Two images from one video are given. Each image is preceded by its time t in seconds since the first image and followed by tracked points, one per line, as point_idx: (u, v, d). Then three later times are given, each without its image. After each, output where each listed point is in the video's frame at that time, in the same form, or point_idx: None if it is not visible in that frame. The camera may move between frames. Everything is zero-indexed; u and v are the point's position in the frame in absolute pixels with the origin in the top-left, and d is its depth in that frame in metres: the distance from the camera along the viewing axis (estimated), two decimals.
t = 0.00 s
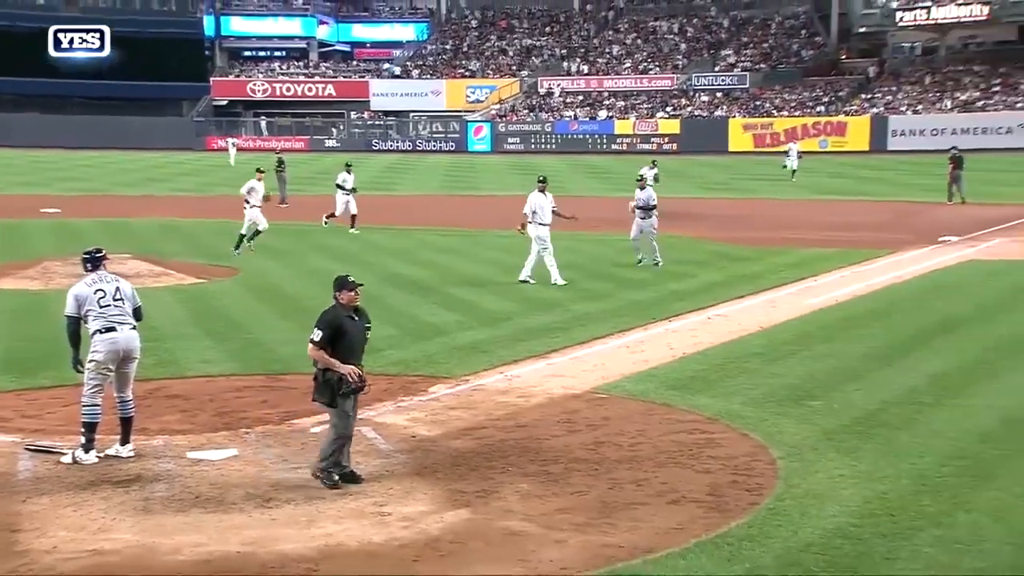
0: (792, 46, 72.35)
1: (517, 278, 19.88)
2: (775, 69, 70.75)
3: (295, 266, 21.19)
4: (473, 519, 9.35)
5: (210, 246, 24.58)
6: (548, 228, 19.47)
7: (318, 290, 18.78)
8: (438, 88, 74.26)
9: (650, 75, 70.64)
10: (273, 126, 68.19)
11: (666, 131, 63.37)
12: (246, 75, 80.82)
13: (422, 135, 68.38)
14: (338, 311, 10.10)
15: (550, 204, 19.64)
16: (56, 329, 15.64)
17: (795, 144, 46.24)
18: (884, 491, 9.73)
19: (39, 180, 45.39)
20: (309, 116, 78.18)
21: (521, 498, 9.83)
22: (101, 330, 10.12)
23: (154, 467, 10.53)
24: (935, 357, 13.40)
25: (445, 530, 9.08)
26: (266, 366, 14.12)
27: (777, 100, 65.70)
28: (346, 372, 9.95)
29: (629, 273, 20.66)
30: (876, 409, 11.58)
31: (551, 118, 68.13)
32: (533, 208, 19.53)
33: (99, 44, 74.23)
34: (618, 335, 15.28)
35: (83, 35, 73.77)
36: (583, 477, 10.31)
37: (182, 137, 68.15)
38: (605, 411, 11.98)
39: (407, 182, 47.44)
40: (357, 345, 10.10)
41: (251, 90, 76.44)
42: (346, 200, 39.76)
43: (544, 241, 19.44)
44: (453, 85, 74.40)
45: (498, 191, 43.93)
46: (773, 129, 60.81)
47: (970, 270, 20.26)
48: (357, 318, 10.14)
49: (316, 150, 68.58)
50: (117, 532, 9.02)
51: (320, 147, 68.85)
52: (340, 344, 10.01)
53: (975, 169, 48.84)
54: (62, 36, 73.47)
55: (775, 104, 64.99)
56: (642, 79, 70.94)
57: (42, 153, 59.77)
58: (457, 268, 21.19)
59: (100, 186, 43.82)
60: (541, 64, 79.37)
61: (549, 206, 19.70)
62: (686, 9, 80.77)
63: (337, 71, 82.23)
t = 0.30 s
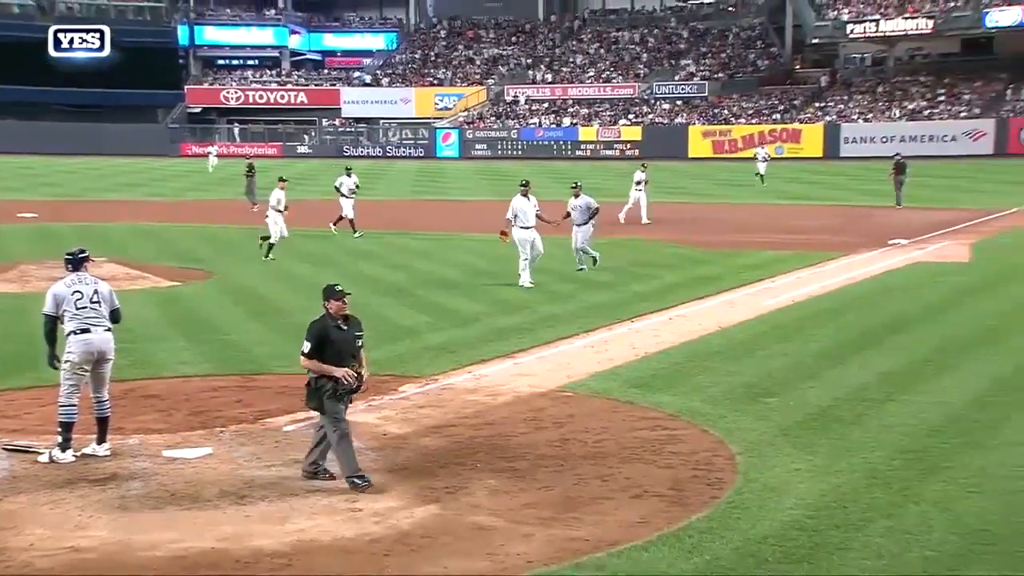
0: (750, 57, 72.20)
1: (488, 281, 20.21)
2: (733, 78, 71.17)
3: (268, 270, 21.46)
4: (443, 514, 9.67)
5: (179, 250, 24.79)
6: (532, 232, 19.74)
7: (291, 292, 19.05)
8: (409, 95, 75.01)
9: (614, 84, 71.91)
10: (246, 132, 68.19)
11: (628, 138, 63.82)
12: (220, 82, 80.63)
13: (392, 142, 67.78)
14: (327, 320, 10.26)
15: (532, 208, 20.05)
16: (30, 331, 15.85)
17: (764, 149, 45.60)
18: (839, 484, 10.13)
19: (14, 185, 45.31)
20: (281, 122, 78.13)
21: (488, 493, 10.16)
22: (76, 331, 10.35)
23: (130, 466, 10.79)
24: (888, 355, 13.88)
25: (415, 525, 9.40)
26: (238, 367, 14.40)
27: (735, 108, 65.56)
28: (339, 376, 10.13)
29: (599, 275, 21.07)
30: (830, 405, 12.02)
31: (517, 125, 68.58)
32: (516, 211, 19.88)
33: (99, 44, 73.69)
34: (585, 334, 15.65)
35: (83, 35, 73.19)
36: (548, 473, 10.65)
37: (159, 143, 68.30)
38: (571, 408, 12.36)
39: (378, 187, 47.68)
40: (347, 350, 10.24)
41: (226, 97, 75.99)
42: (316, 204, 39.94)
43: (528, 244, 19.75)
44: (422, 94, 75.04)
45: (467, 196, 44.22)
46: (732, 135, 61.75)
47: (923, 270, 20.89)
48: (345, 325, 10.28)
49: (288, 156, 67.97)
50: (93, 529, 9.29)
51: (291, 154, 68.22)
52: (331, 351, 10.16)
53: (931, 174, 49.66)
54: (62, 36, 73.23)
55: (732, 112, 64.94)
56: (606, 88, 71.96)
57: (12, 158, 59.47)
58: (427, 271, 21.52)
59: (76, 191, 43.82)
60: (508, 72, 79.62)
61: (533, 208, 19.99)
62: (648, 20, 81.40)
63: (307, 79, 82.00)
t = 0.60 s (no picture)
0: (732, 64, 73.30)
1: (481, 283, 20.53)
2: (717, 85, 71.43)
3: (264, 271, 21.76)
4: (435, 509, 9.97)
5: (173, 252, 25.06)
6: (538, 236, 19.98)
7: (286, 293, 19.35)
8: (404, 102, 75.56)
9: (603, 90, 71.97)
10: (245, 137, 68.42)
11: (616, 142, 63.96)
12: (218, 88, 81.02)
13: (387, 146, 68.41)
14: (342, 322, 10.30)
15: (539, 213, 20.10)
16: (30, 331, 16.13)
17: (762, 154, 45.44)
18: (819, 479, 10.46)
19: (10, 188, 45.59)
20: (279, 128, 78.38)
21: (480, 489, 10.45)
22: (77, 331, 10.64)
23: (130, 462, 11.08)
24: (871, 353, 14.22)
25: (408, 520, 9.70)
26: (235, 366, 14.70)
27: (720, 114, 65.85)
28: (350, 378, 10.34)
29: (590, 276, 21.40)
30: (813, 403, 12.35)
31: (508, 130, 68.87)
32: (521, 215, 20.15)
33: (98, 44, 72.38)
34: (576, 334, 15.96)
35: (83, 35, 71.85)
36: (538, 469, 10.95)
37: (159, 147, 69.09)
38: (561, 406, 12.68)
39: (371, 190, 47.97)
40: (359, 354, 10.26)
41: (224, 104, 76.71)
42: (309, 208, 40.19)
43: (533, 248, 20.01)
44: (416, 100, 75.63)
45: (459, 199, 44.49)
46: (716, 140, 61.55)
47: (907, 271, 21.28)
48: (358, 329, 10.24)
49: (286, 161, 68.79)
50: (96, 523, 9.58)
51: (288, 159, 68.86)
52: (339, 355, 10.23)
53: (916, 179, 50.10)
54: (62, 36, 71.76)
55: (717, 118, 65.40)
56: (594, 94, 72.13)
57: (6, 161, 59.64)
58: (420, 272, 21.82)
59: (76, 194, 44.11)
60: (499, 79, 79.88)
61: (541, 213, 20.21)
62: (636, 28, 81.87)
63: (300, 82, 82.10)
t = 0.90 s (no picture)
0: (797, 52, 72.54)
1: (530, 280, 20.15)
2: (779, 74, 70.71)
3: (309, 266, 21.58)
4: (486, 512, 9.61)
5: (218, 247, 24.99)
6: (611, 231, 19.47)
7: (332, 289, 19.12)
8: (454, 92, 74.83)
9: (661, 81, 71.68)
10: (291, 129, 68.48)
11: (675, 134, 63.67)
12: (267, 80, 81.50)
13: (436, 138, 68.20)
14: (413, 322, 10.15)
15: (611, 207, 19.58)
16: (75, 327, 16.05)
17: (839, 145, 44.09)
18: (886, 486, 9.97)
19: (51, 181, 46.05)
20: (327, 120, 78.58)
21: (531, 493, 10.08)
22: (121, 326, 10.44)
23: (175, 461, 10.85)
24: (938, 355, 13.64)
25: (457, 524, 9.36)
26: (280, 363, 14.48)
27: (784, 104, 64.81)
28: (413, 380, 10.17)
29: (642, 274, 20.94)
30: (879, 406, 11.83)
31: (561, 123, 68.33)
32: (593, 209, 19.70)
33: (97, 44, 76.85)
34: (628, 334, 15.54)
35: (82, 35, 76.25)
36: (592, 473, 10.55)
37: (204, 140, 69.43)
38: (615, 407, 12.28)
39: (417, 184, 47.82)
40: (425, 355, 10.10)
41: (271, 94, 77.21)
42: (356, 201, 40.10)
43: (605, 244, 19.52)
44: (467, 90, 74.32)
45: (507, 193, 44.14)
46: (778, 132, 60.58)
47: (973, 270, 20.52)
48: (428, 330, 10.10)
49: (333, 153, 69.13)
50: (140, 523, 9.34)
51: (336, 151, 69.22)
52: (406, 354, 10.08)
53: (978, 172, 48.88)
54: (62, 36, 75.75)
55: (779, 109, 64.09)
56: (652, 85, 71.77)
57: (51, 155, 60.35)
58: (468, 268, 21.49)
59: (123, 188, 44.49)
60: (552, 70, 79.28)
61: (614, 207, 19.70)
62: (696, 16, 81.09)
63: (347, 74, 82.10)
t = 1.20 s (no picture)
0: (898, 9, 70.83)
1: (574, 273, 18.74)
2: (878, 35, 69.24)
3: (337, 258, 20.28)
4: (532, 541, 8.20)
5: (239, 236, 23.70)
6: (690, 217, 18.03)
7: (360, 284, 17.80)
8: (497, 59, 74.08)
9: (733, 45, 70.13)
10: (312, 103, 67.81)
11: (750, 106, 61.49)
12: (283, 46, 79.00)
13: (475, 112, 66.88)
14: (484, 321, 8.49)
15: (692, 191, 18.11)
16: (79, 329, 14.80)
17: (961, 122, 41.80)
18: (1001, 515, 8.46)
19: (53, 162, 44.70)
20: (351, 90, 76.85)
21: (583, 518, 8.65)
22: (116, 324, 9.16)
23: (179, 480, 9.53)
24: None
25: (500, 553, 7.97)
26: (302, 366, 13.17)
27: (879, 71, 63.22)
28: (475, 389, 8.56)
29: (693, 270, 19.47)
30: (981, 421, 10.32)
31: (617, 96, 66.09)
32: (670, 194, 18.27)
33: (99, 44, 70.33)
34: (685, 337, 14.09)
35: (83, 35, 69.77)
36: (652, 495, 9.10)
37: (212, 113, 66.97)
38: (677, 420, 10.85)
39: (453, 164, 46.34)
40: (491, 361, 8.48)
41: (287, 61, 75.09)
42: (388, 185, 38.69)
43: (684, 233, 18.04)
44: (512, 57, 74.17)
45: (547, 175, 42.60)
46: (874, 104, 58.47)
47: None
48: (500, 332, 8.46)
49: (358, 127, 67.75)
50: (136, 551, 8.01)
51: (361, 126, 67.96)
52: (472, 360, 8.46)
53: None
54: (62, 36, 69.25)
55: (877, 76, 62.71)
56: (724, 49, 70.27)
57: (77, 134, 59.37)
58: (507, 261, 20.10)
59: (147, 169, 43.24)
60: (609, 33, 77.17)
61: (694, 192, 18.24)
62: None
63: (379, 42, 80.69)
